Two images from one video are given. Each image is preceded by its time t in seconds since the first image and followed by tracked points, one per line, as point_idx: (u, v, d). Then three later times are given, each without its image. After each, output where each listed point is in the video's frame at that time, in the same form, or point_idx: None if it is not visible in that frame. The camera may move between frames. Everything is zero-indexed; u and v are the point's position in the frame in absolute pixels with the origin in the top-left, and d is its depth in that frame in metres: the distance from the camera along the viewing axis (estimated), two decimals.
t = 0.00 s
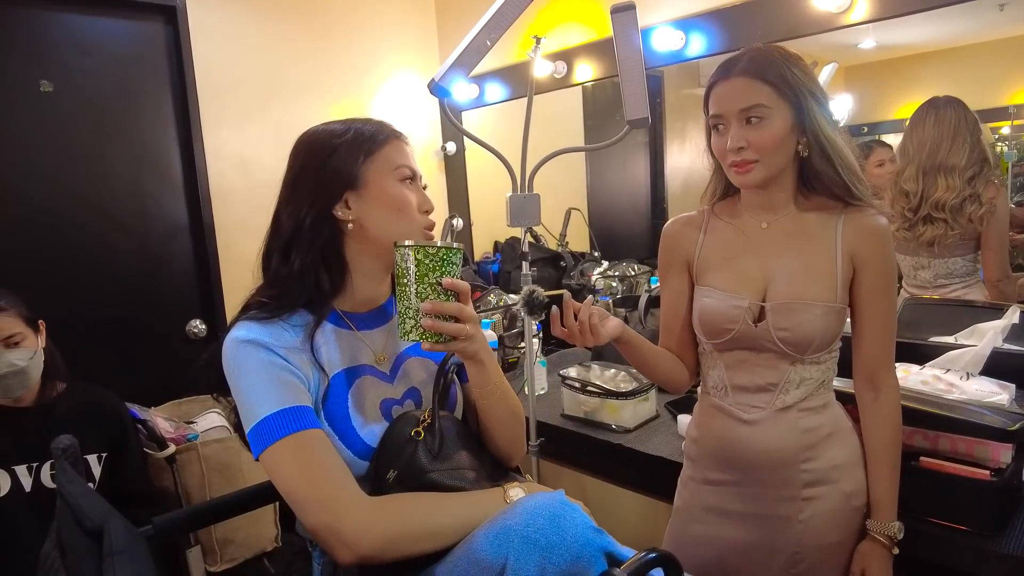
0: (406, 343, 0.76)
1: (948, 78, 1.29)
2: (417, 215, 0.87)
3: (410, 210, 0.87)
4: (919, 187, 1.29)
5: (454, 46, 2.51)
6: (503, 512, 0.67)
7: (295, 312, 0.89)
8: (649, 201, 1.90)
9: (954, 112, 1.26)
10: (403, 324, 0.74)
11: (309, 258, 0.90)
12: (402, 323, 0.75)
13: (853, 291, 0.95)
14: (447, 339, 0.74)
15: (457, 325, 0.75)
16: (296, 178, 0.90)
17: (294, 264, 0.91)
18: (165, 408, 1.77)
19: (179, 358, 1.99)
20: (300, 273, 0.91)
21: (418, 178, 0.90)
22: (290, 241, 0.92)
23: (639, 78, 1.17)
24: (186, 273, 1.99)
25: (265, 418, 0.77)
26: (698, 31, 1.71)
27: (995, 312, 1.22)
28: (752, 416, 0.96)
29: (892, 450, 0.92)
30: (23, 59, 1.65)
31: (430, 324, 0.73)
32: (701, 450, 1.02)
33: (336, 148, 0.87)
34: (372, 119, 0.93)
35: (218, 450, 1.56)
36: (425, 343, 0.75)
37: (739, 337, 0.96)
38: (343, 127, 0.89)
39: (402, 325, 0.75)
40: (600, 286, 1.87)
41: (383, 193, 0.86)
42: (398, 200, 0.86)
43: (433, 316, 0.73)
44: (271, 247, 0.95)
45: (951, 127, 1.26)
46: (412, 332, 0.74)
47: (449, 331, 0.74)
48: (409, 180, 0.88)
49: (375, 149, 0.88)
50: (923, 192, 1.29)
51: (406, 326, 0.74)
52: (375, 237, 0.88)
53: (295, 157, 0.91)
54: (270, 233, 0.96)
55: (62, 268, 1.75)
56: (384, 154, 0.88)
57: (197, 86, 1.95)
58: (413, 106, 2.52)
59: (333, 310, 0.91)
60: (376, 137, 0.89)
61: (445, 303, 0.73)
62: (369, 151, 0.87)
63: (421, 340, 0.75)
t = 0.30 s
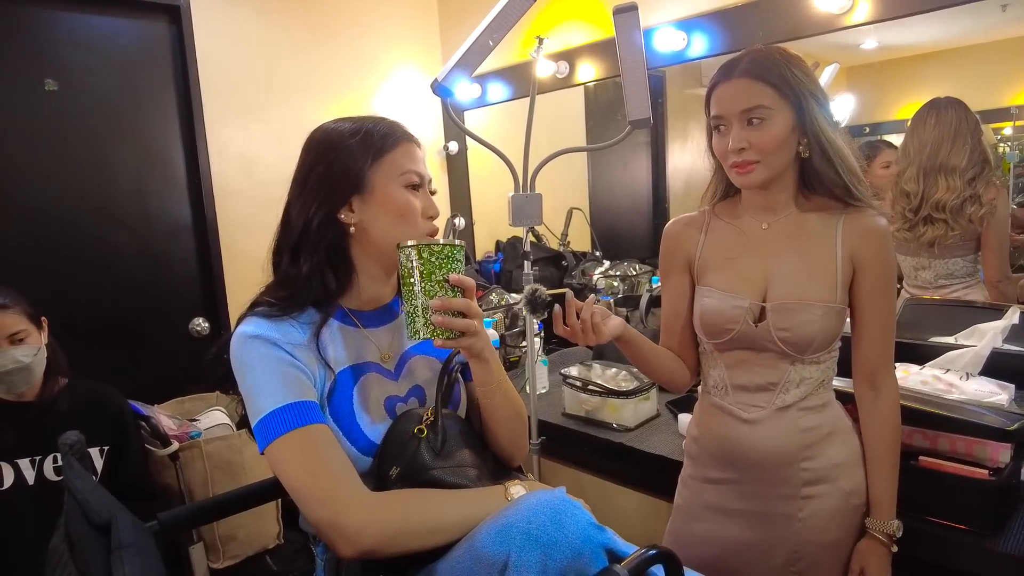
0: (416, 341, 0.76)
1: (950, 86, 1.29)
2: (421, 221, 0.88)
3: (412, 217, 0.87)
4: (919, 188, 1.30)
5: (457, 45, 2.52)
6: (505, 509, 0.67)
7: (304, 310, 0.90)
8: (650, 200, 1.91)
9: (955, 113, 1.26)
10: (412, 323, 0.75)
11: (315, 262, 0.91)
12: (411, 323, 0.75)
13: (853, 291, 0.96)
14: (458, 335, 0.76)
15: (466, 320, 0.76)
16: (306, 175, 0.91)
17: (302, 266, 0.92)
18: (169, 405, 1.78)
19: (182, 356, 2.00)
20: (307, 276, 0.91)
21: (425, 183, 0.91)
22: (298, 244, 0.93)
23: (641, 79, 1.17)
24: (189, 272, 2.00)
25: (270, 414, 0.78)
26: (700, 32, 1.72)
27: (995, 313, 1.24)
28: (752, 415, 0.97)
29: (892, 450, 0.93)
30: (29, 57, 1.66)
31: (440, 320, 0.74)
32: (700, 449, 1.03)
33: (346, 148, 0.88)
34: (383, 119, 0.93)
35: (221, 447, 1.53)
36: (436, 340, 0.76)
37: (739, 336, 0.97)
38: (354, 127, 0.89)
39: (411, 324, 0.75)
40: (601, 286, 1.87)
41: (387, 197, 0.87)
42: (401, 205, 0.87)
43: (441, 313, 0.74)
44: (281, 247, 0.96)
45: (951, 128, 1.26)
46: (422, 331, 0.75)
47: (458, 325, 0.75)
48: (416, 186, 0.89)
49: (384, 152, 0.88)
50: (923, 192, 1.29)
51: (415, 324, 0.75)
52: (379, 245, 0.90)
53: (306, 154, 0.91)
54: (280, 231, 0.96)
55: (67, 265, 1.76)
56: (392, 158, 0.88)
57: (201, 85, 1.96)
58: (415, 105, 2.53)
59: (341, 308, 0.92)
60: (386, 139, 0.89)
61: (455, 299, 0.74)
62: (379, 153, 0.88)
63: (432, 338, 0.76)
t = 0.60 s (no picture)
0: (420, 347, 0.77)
1: (952, 84, 1.29)
2: (414, 225, 0.88)
3: (406, 221, 0.88)
4: (919, 190, 1.29)
5: (462, 45, 2.52)
6: (508, 506, 0.68)
7: (300, 307, 0.92)
8: (653, 201, 1.91)
9: (956, 116, 1.26)
10: (415, 330, 0.76)
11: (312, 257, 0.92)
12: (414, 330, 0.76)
13: (853, 291, 0.96)
14: (460, 340, 0.77)
15: (470, 325, 0.77)
16: (312, 171, 0.92)
17: (302, 256, 0.93)
18: (174, 403, 1.80)
19: (187, 353, 2.02)
20: (308, 265, 0.92)
21: (426, 190, 0.91)
22: (300, 235, 0.93)
23: (645, 80, 1.18)
24: (195, 270, 2.01)
25: (275, 411, 0.79)
26: (704, 33, 1.72)
27: (997, 314, 1.24)
28: (753, 414, 0.97)
29: (891, 450, 0.93)
30: (37, 57, 1.68)
31: (443, 326, 0.75)
32: (701, 449, 1.04)
33: (354, 149, 0.89)
34: (394, 122, 0.94)
35: (226, 444, 1.54)
36: (440, 345, 0.77)
37: (740, 335, 0.98)
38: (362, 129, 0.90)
39: (415, 330, 0.76)
40: (604, 285, 1.87)
41: (385, 199, 0.88)
42: (397, 207, 0.87)
43: (444, 318, 0.75)
44: (285, 239, 0.96)
45: (952, 133, 1.26)
46: (427, 336, 0.76)
47: (461, 331, 0.76)
48: (415, 191, 0.89)
49: (390, 157, 0.89)
50: (924, 194, 1.29)
51: (418, 331, 0.76)
52: (370, 249, 0.91)
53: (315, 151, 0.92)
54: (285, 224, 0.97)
55: (74, 263, 1.77)
56: (398, 162, 0.89)
57: (207, 84, 1.97)
58: (420, 104, 2.54)
59: (337, 304, 0.93)
60: (394, 143, 0.90)
61: (457, 305, 0.75)
62: (384, 155, 0.89)
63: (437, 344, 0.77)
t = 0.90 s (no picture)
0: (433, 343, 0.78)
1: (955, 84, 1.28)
2: (425, 217, 0.89)
3: (421, 215, 0.89)
4: (925, 192, 1.30)
5: (465, 45, 2.53)
6: (517, 503, 0.69)
7: (318, 308, 0.92)
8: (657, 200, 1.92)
9: (961, 116, 1.26)
10: (427, 325, 0.76)
11: (328, 263, 0.92)
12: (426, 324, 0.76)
13: (859, 290, 0.97)
14: (472, 335, 0.78)
15: (480, 320, 0.78)
16: (316, 176, 0.92)
17: (316, 265, 0.93)
18: (179, 401, 1.80)
19: (191, 352, 2.02)
20: (322, 275, 0.92)
21: (431, 180, 0.92)
22: (314, 244, 0.94)
23: (651, 80, 1.18)
24: (199, 268, 2.02)
25: (285, 408, 0.79)
26: (709, 33, 1.73)
27: (1000, 314, 1.26)
28: (754, 409, 0.98)
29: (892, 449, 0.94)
30: (43, 55, 1.68)
31: (456, 320, 0.75)
32: (703, 443, 1.04)
33: (354, 149, 0.89)
34: (390, 119, 0.94)
35: (231, 442, 1.55)
36: (452, 340, 0.78)
37: (744, 336, 0.98)
38: (360, 128, 0.90)
39: (426, 324, 0.77)
40: (607, 285, 1.91)
41: (395, 195, 0.88)
42: (409, 202, 0.88)
43: (457, 312, 0.76)
44: (296, 247, 0.97)
45: (958, 136, 1.26)
46: (439, 331, 0.76)
47: (473, 325, 0.77)
48: (422, 181, 0.90)
49: (392, 151, 0.89)
50: (929, 196, 1.29)
51: (431, 326, 0.76)
52: (385, 244, 0.91)
53: (316, 155, 0.92)
54: (293, 230, 0.97)
55: (80, 262, 1.78)
56: (399, 156, 0.89)
57: (212, 83, 1.97)
58: (423, 103, 2.54)
59: (353, 307, 0.94)
60: (392, 138, 0.90)
61: (468, 299, 0.76)
62: (386, 152, 0.89)
63: (450, 338, 0.78)
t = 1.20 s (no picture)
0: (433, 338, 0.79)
1: (956, 82, 1.28)
2: (425, 216, 0.89)
3: (422, 215, 0.89)
4: (918, 194, 1.30)
5: (468, 44, 2.53)
6: (523, 502, 0.70)
7: (318, 308, 0.92)
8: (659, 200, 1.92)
9: (956, 120, 1.27)
10: (427, 321, 0.77)
11: (329, 264, 0.93)
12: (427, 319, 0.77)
13: (856, 291, 1.00)
14: (471, 331, 0.78)
15: (480, 316, 0.78)
16: (318, 177, 0.92)
17: (316, 263, 0.93)
18: (182, 399, 1.81)
19: (194, 350, 2.02)
20: (321, 274, 0.93)
21: (431, 180, 0.92)
22: (314, 242, 0.94)
23: (654, 80, 1.19)
24: (203, 266, 2.02)
25: (290, 407, 0.80)
26: (712, 33, 1.73)
27: (1004, 314, 1.26)
28: (755, 408, 0.98)
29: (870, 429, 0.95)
30: (48, 54, 1.69)
31: (455, 316, 0.76)
32: (699, 442, 1.04)
33: (355, 150, 0.89)
34: (392, 119, 0.95)
35: (235, 440, 1.55)
36: (451, 336, 0.78)
37: (746, 339, 0.98)
38: (362, 128, 0.91)
39: (426, 322, 0.77)
40: (609, 284, 1.91)
41: (396, 195, 0.88)
42: (408, 201, 0.88)
43: (456, 309, 0.76)
44: (296, 246, 0.97)
45: (958, 138, 1.27)
46: (438, 327, 0.77)
47: (472, 321, 0.77)
48: (423, 181, 0.90)
49: (392, 152, 0.89)
50: (924, 198, 1.29)
51: (430, 321, 0.77)
52: (388, 242, 0.91)
53: (317, 155, 0.93)
54: (294, 230, 0.98)
55: (84, 260, 1.78)
56: (401, 157, 0.89)
57: (215, 82, 1.98)
58: (426, 102, 2.54)
59: (353, 305, 0.94)
60: (393, 138, 0.90)
61: (467, 296, 0.76)
62: (387, 153, 0.89)
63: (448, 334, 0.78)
